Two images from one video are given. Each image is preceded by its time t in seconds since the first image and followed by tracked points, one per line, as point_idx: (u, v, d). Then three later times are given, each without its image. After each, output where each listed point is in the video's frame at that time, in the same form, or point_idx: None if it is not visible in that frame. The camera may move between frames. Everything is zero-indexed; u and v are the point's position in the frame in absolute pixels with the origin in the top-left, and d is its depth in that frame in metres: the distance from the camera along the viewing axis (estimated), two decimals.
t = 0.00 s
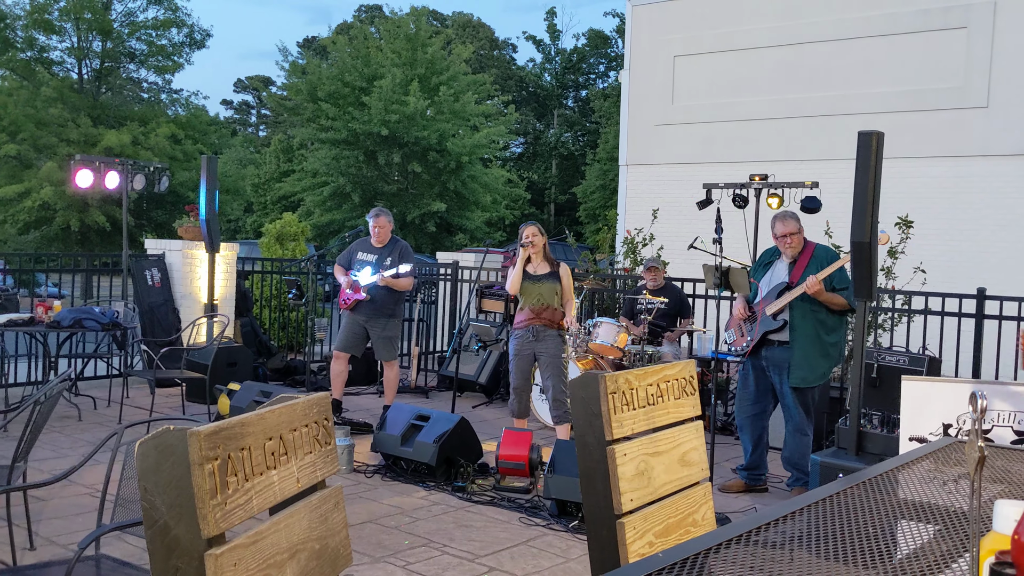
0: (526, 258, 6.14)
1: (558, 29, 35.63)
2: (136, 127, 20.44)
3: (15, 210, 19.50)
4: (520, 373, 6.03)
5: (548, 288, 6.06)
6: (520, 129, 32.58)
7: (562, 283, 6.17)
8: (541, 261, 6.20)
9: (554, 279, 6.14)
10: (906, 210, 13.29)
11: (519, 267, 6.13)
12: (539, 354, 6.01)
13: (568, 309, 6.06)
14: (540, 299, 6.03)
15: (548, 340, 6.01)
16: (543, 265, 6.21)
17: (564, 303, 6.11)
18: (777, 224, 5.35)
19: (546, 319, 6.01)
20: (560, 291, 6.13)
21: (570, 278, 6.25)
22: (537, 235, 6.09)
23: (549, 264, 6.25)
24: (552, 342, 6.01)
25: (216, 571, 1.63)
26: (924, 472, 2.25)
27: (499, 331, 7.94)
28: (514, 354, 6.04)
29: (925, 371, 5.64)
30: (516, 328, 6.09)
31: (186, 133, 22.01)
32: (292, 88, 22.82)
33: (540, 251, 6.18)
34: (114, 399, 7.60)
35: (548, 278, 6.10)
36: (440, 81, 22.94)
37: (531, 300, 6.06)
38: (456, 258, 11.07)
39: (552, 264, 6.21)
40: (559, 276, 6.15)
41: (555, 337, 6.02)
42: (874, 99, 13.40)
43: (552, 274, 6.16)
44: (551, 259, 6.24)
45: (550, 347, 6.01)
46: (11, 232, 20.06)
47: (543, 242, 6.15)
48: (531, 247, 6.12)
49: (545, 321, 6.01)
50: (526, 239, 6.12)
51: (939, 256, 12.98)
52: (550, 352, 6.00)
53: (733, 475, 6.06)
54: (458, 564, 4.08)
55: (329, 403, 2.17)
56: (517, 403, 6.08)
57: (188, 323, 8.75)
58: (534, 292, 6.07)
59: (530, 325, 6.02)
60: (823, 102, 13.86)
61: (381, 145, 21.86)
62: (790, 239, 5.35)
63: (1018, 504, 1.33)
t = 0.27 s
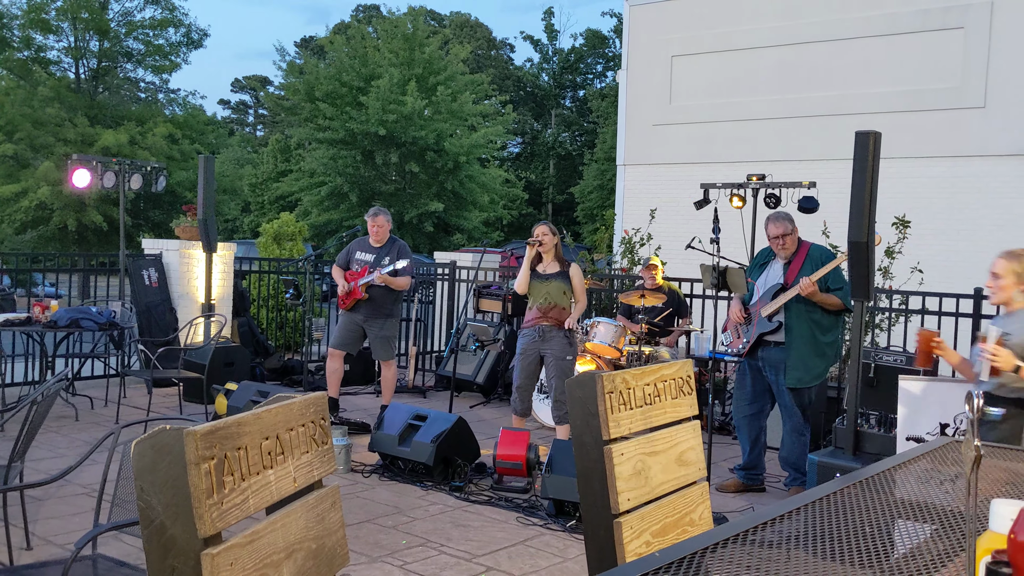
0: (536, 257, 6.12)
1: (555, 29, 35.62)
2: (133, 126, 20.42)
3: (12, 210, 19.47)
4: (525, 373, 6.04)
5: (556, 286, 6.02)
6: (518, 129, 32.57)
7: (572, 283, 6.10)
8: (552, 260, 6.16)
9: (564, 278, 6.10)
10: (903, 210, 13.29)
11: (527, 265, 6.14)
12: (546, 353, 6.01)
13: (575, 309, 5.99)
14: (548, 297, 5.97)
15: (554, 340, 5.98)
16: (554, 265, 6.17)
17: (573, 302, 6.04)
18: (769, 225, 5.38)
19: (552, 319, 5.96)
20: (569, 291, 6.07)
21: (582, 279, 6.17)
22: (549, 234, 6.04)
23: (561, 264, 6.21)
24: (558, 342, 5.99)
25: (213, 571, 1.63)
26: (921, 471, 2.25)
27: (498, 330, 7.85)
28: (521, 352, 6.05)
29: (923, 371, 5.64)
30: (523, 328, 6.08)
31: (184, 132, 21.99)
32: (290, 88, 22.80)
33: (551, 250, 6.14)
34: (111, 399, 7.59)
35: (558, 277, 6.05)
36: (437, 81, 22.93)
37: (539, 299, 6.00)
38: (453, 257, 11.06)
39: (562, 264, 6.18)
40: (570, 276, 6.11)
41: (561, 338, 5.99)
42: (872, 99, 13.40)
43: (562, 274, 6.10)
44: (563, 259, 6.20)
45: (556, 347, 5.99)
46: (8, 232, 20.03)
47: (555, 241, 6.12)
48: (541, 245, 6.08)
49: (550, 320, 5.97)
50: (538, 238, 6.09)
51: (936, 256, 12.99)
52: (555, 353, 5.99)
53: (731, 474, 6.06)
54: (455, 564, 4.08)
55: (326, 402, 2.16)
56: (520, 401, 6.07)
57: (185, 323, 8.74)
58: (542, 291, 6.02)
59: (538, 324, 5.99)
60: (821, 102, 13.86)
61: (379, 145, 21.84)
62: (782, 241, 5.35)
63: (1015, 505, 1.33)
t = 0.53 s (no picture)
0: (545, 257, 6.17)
1: (555, 29, 35.62)
2: (132, 126, 20.40)
3: (11, 209, 19.45)
4: (527, 372, 6.01)
5: (562, 287, 6.05)
6: (517, 129, 32.56)
7: (581, 285, 6.10)
8: (562, 260, 6.20)
9: (572, 280, 6.12)
10: (902, 209, 13.30)
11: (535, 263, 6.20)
12: (550, 353, 6.00)
13: (582, 311, 5.99)
14: (553, 298, 6.01)
15: (558, 341, 5.98)
16: (564, 266, 6.20)
17: (579, 304, 6.04)
18: (768, 225, 5.39)
19: (557, 319, 5.98)
20: (576, 292, 6.08)
21: (592, 281, 6.15)
22: (558, 234, 6.07)
23: (571, 265, 6.24)
24: (563, 344, 5.98)
25: (213, 570, 1.64)
26: (920, 471, 2.25)
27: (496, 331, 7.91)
28: (526, 350, 6.05)
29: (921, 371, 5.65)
30: (529, 327, 6.08)
31: (183, 132, 21.98)
32: (289, 87, 22.80)
33: (561, 251, 6.17)
34: (109, 399, 7.58)
35: (565, 278, 6.08)
36: (436, 81, 22.94)
37: (545, 299, 6.05)
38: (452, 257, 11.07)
39: (572, 264, 6.19)
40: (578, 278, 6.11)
41: (566, 340, 5.98)
42: (870, 99, 13.41)
43: (570, 275, 6.13)
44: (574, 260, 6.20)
45: (559, 348, 5.98)
46: (7, 231, 20.00)
47: (566, 242, 6.14)
48: (551, 245, 6.13)
49: (554, 321, 5.99)
50: (549, 237, 6.14)
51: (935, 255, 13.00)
52: (558, 355, 5.98)
53: (729, 473, 6.07)
54: (454, 564, 4.08)
55: (325, 403, 2.17)
56: (523, 401, 6.04)
57: (184, 322, 8.73)
58: (549, 291, 6.07)
59: (543, 324, 6.01)
60: (820, 101, 13.87)
61: (378, 144, 21.82)
62: (782, 240, 5.36)
63: (1015, 505, 1.34)
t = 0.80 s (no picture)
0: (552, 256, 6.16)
1: (554, 29, 35.64)
2: (132, 126, 20.41)
3: (11, 209, 19.46)
4: (529, 371, 6.04)
5: (565, 289, 6.05)
6: (517, 129, 32.58)
7: (584, 287, 6.08)
8: (568, 260, 6.18)
9: (575, 281, 6.10)
10: (901, 210, 13.30)
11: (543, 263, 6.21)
12: (550, 355, 6.01)
13: (583, 313, 5.98)
14: (556, 300, 6.03)
15: (559, 343, 5.97)
16: (569, 266, 6.19)
17: (581, 306, 6.03)
18: (774, 224, 5.39)
19: (559, 322, 6.00)
20: (579, 295, 6.07)
21: (596, 283, 6.12)
22: (566, 234, 6.05)
23: (577, 266, 6.21)
24: (564, 346, 5.96)
25: (211, 570, 1.63)
26: (919, 470, 2.26)
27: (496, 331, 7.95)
28: (527, 350, 6.07)
29: (921, 371, 5.65)
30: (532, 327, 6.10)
31: (182, 132, 22.00)
32: (288, 88, 22.81)
33: (567, 251, 6.15)
34: (109, 399, 7.59)
35: (569, 280, 6.08)
36: (436, 81, 22.95)
37: (547, 301, 6.08)
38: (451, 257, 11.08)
39: (578, 265, 6.17)
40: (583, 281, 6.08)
41: (566, 342, 5.96)
42: (870, 99, 13.41)
43: (573, 276, 6.12)
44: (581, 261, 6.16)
45: (559, 350, 5.97)
46: (6, 231, 19.99)
47: (573, 242, 6.11)
48: (557, 245, 6.11)
49: (555, 322, 6.01)
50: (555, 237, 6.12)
51: (934, 256, 13.01)
52: (559, 356, 5.97)
53: (728, 473, 6.07)
54: (453, 564, 4.08)
55: (325, 402, 2.17)
56: (524, 401, 6.05)
57: (183, 322, 8.74)
58: (552, 293, 6.09)
59: (545, 325, 6.02)
60: (819, 101, 13.87)
61: (377, 144, 21.82)
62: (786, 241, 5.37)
63: (1013, 504, 1.34)
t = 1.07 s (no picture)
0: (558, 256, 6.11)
1: (554, 29, 35.64)
2: (132, 126, 20.42)
3: (11, 209, 19.46)
4: (529, 370, 6.05)
5: (567, 292, 6.03)
6: (517, 129, 32.57)
7: (586, 289, 6.05)
8: (571, 262, 6.13)
9: (578, 284, 6.07)
10: (901, 209, 13.30)
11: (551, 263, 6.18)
12: (550, 355, 6.02)
13: (583, 316, 5.97)
14: (555, 302, 6.04)
15: (558, 344, 5.97)
16: (572, 268, 6.14)
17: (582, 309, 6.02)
18: (779, 223, 5.41)
19: (559, 324, 6.01)
20: (580, 297, 6.05)
21: (598, 285, 6.06)
22: (572, 236, 5.99)
23: (581, 267, 6.16)
24: (562, 347, 5.96)
25: (212, 571, 1.64)
26: (919, 471, 2.26)
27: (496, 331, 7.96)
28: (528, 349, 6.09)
29: (921, 371, 5.66)
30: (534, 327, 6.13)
31: (183, 132, 22.00)
32: (288, 87, 22.80)
33: (571, 251, 6.09)
34: (109, 398, 7.59)
35: (570, 282, 6.06)
36: (436, 81, 22.94)
37: (548, 301, 6.10)
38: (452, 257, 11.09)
39: (582, 267, 6.11)
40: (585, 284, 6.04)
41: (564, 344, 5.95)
42: (870, 99, 13.41)
43: (575, 279, 6.09)
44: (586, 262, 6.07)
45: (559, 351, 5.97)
46: (7, 231, 19.99)
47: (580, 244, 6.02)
48: (563, 245, 6.05)
49: (556, 325, 6.01)
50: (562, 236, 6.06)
51: (934, 256, 13.01)
52: (559, 357, 5.96)
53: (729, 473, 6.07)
54: (454, 563, 4.08)
55: (325, 402, 2.17)
56: (525, 400, 6.06)
57: (183, 322, 8.74)
58: (553, 294, 6.08)
59: (545, 326, 6.04)
60: (820, 102, 13.87)
61: (377, 144, 21.82)
62: (791, 237, 5.39)
63: (1013, 504, 1.34)
